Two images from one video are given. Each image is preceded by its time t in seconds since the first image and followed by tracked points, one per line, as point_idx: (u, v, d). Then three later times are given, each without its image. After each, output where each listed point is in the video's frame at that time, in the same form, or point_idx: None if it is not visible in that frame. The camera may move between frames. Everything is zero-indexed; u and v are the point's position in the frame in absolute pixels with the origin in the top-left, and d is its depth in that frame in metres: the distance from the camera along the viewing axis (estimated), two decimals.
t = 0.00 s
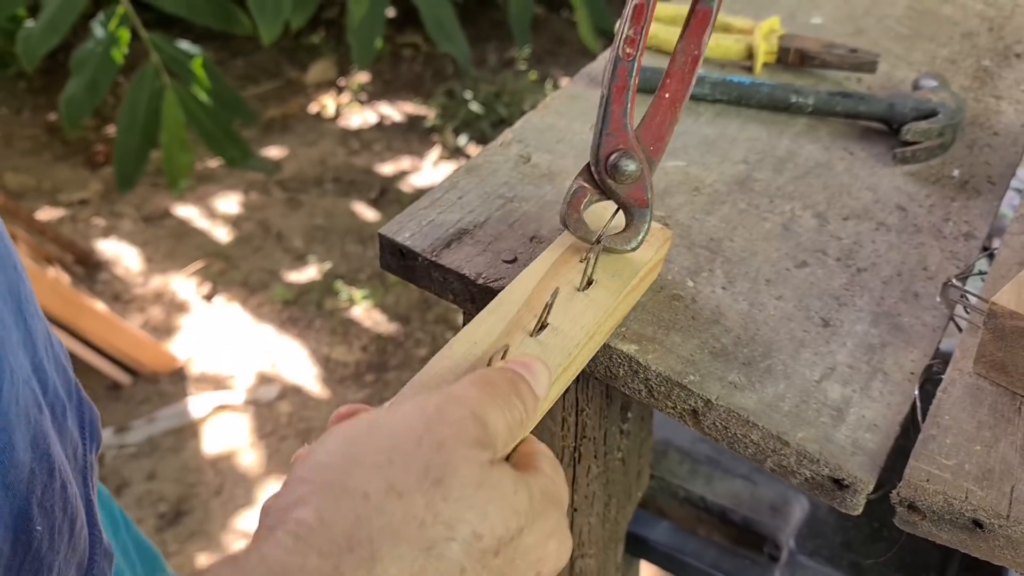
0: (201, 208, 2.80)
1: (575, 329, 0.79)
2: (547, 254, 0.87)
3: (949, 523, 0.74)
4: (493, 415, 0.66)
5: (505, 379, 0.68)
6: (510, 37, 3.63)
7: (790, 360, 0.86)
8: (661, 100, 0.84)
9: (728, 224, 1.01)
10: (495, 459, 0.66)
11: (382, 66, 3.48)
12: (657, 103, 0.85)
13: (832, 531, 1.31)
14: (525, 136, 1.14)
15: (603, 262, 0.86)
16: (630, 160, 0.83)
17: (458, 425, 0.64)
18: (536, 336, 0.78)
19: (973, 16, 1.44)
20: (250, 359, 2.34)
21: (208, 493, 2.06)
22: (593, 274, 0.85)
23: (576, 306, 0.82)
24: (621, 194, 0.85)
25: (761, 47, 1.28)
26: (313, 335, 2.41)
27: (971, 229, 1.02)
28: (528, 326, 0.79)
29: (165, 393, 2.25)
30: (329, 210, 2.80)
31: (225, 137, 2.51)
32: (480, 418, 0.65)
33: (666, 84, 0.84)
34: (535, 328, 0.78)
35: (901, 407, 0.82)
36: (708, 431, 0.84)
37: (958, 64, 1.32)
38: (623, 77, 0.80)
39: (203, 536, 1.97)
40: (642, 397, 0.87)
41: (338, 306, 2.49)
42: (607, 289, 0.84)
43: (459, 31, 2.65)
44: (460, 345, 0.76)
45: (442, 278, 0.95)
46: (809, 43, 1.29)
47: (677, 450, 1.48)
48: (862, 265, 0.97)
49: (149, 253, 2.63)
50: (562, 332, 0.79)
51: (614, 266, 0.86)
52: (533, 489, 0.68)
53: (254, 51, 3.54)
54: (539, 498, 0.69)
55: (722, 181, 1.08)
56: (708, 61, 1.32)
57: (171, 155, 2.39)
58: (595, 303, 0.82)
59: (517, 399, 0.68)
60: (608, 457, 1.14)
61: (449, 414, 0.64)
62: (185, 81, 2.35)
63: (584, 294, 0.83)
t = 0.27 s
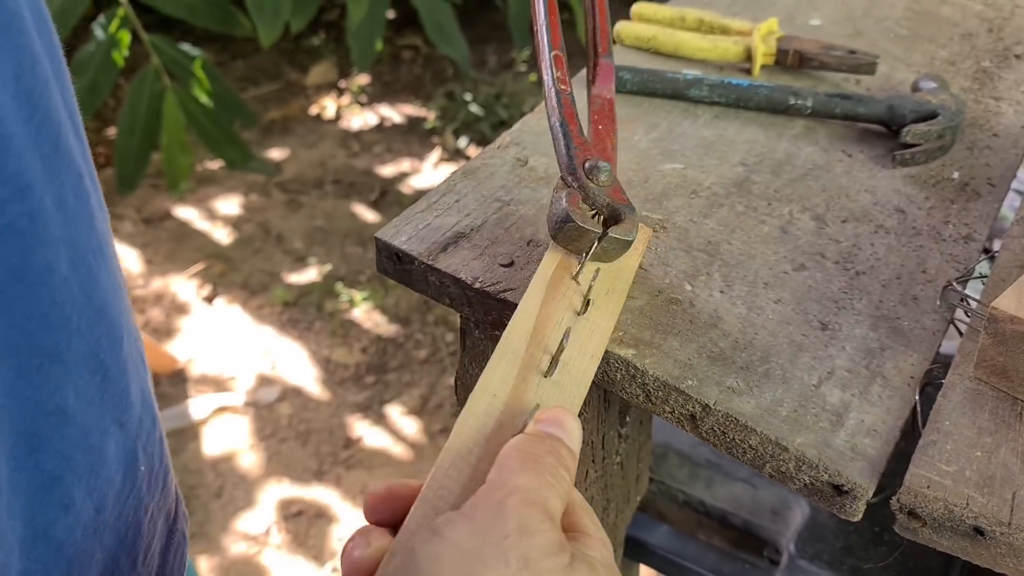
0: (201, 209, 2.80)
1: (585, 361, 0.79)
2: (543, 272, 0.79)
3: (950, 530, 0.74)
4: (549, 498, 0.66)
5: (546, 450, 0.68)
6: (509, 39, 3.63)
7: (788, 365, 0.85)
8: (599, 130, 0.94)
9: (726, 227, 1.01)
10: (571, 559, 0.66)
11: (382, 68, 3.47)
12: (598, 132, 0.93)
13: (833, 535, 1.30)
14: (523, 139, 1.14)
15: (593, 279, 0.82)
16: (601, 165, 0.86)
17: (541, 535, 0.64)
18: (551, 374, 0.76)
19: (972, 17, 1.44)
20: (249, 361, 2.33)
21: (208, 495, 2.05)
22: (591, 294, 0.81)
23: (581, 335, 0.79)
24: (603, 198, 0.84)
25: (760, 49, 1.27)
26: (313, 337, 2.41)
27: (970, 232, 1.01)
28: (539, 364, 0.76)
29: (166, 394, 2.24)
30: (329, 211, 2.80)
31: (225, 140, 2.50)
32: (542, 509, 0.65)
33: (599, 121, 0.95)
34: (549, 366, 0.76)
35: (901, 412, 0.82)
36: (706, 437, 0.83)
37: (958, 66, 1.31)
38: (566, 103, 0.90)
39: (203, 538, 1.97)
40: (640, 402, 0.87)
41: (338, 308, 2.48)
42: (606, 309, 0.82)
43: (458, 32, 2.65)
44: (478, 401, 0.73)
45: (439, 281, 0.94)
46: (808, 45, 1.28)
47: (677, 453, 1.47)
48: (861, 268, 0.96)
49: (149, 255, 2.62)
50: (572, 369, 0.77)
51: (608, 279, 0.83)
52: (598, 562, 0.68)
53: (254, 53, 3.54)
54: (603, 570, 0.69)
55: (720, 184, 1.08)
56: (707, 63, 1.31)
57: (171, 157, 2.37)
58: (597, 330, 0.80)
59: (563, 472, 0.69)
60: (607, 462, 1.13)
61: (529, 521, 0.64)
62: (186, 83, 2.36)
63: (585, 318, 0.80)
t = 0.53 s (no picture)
0: (203, 211, 2.80)
1: (577, 343, 0.79)
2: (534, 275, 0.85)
3: (957, 537, 0.73)
4: (527, 440, 0.65)
5: (527, 403, 0.69)
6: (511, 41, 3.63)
7: (793, 369, 0.85)
8: (628, 101, 0.83)
9: (730, 231, 1.00)
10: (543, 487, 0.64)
11: (383, 70, 3.47)
12: (624, 104, 0.83)
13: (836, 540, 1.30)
14: (525, 142, 1.14)
15: (590, 274, 0.86)
16: (594, 174, 0.78)
17: (505, 456, 0.62)
18: (541, 355, 0.78)
19: (975, 19, 1.43)
20: (250, 363, 2.32)
21: (210, 497, 2.05)
22: (583, 285, 0.84)
23: (573, 319, 0.81)
24: (591, 208, 0.81)
25: (763, 52, 1.27)
26: (314, 339, 2.40)
27: (976, 236, 1.01)
28: (530, 346, 0.78)
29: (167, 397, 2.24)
30: (331, 213, 2.79)
31: (226, 142, 2.49)
32: (519, 447, 0.64)
33: (634, 85, 0.83)
34: (539, 347, 0.78)
35: (908, 417, 0.81)
36: (711, 442, 0.83)
37: (961, 69, 1.31)
38: (577, 86, 0.77)
39: (204, 540, 1.96)
40: (644, 407, 0.86)
41: (339, 311, 2.48)
42: (601, 296, 0.84)
43: (459, 34, 2.65)
44: (466, 378, 0.75)
45: (441, 286, 0.94)
46: (811, 48, 1.28)
47: (680, 457, 1.48)
48: (866, 272, 0.96)
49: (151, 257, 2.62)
50: (565, 347, 0.79)
51: (602, 273, 0.86)
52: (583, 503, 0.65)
53: (256, 55, 3.53)
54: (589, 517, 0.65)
55: (724, 187, 1.07)
56: (709, 66, 1.31)
57: (172, 158, 2.37)
58: (590, 314, 0.82)
59: (542, 422, 0.68)
60: (611, 467, 1.13)
61: (493, 445, 0.63)
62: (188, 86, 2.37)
63: (578, 306, 0.83)
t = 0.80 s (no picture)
0: (203, 211, 2.80)
1: (584, 309, 0.80)
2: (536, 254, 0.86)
3: (960, 531, 0.73)
4: (540, 368, 0.68)
5: (537, 340, 0.71)
6: (511, 39, 3.63)
7: (795, 364, 0.85)
8: (612, 90, 0.83)
9: (732, 228, 1.00)
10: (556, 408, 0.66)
11: (383, 69, 3.47)
12: (608, 93, 0.83)
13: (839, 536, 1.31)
14: (526, 139, 1.14)
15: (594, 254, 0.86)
16: (582, 169, 0.79)
17: (516, 368, 0.66)
18: (546, 317, 0.79)
19: (977, 15, 1.43)
20: (251, 362, 2.32)
21: (211, 497, 2.05)
22: (588, 260, 0.85)
23: (578, 289, 0.82)
24: (584, 200, 0.81)
25: (764, 48, 1.27)
26: (315, 339, 2.40)
27: (978, 231, 1.00)
28: (536, 310, 0.79)
29: (168, 397, 2.24)
30: (332, 213, 2.79)
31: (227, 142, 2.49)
32: (531, 368, 0.67)
33: (615, 73, 0.82)
34: (545, 309, 0.78)
35: (910, 412, 0.81)
36: (713, 436, 0.83)
37: (962, 65, 1.30)
38: (556, 82, 0.77)
39: (206, 540, 1.96)
40: (646, 403, 0.86)
41: (340, 310, 2.48)
42: (606, 269, 0.84)
43: (460, 33, 2.65)
44: (469, 334, 0.75)
45: (443, 282, 0.94)
46: (812, 44, 1.28)
47: (681, 454, 1.48)
48: (868, 267, 0.96)
49: (152, 257, 2.62)
50: (570, 312, 0.79)
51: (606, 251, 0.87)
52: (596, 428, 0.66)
53: (256, 55, 3.53)
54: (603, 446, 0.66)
55: (725, 183, 1.07)
56: (710, 63, 1.31)
57: (173, 158, 2.37)
58: (595, 286, 0.82)
59: (551, 355, 0.70)
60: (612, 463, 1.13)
61: (506, 367, 0.65)
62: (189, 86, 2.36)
63: (584, 278, 0.83)
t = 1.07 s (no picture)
0: (203, 211, 2.80)
1: (582, 322, 0.80)
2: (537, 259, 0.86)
3: (962, 529, 0.73)
4: (536, 399, 0.67)
5: (533, 366, 0.70)
6: (511, 39, 3.63)
7: (797, 362, 0.84)
8: (612, 92, 0.82)
9: (733, 226, 1.00)
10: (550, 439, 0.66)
11: (383, 69, 3.47)
12: (608, 95, 0.82)
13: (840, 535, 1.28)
14: (527, 137, 1.13)
15: (594, 260, 0.86)
16: (586, 172, 0.78)
17: (512, 406, 0.65)
18: (544, 331, 0.78)
19: (977, 13, 1.43)
20: (251, 362, 2.32)
21: (212, 497, 2.04)
22: (586, 268, 0.84)
23: (576, 300, 0.82)
24: (587, 204, 0.81)
25: (765, 46, 1.27)
26: (316, 339, 2.40)
27: (979, 229, 1.00)
28: (533, 323, 0.79)
29: (169, 397, 2.24)
30: (332, 213, 2.79)
31: (227, 141, 2.49)
32: (526, 400, 0.66)
33: (615, 76, 0.82)
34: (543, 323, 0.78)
35: (912, 410, 0.81)
36: (715, 435, 0.83)
37: (963, 62, 1.30)
38: (560, 85, 0.76)
39: (207, 540, 1.96)
40: (647, 401, 0.86)
41: (341, 310, 2.48)
42: (605, 279, 0.84)
43: (460, 33, 2.65)
44: (468, 350, 0.76)
45: (444, 281, 0.94)
46: (813, 42, 1.28)
47: (683, 453, 1.47)
48: (868, 265, 0.96)
49: (152, 257, 2.62)
50: (568, 325, 0.79)
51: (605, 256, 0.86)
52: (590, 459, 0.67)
53: (256, 55, 3.53)
54: (596, 475, 0.67)
55: (726, 181, 1.07)
56: (711, 61, 1.31)
57: (174, 158, 2.37)
58: (594, 296, 0.82)
59: (546, 382, 0.70)
60: (613, 462, 1.13)
61: (500, 401, 0.65)
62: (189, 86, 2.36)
63: (582, 288, 0.83)
